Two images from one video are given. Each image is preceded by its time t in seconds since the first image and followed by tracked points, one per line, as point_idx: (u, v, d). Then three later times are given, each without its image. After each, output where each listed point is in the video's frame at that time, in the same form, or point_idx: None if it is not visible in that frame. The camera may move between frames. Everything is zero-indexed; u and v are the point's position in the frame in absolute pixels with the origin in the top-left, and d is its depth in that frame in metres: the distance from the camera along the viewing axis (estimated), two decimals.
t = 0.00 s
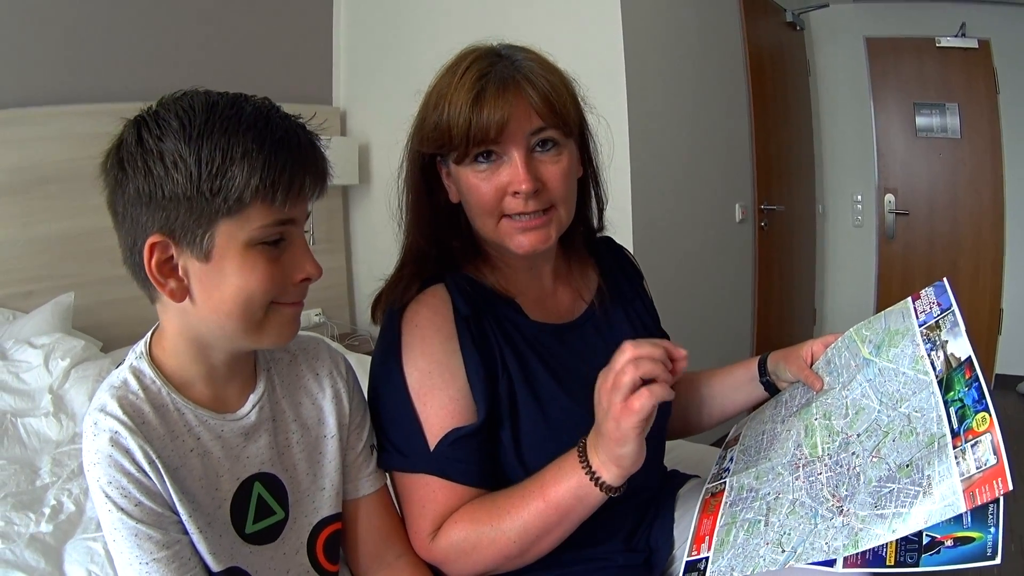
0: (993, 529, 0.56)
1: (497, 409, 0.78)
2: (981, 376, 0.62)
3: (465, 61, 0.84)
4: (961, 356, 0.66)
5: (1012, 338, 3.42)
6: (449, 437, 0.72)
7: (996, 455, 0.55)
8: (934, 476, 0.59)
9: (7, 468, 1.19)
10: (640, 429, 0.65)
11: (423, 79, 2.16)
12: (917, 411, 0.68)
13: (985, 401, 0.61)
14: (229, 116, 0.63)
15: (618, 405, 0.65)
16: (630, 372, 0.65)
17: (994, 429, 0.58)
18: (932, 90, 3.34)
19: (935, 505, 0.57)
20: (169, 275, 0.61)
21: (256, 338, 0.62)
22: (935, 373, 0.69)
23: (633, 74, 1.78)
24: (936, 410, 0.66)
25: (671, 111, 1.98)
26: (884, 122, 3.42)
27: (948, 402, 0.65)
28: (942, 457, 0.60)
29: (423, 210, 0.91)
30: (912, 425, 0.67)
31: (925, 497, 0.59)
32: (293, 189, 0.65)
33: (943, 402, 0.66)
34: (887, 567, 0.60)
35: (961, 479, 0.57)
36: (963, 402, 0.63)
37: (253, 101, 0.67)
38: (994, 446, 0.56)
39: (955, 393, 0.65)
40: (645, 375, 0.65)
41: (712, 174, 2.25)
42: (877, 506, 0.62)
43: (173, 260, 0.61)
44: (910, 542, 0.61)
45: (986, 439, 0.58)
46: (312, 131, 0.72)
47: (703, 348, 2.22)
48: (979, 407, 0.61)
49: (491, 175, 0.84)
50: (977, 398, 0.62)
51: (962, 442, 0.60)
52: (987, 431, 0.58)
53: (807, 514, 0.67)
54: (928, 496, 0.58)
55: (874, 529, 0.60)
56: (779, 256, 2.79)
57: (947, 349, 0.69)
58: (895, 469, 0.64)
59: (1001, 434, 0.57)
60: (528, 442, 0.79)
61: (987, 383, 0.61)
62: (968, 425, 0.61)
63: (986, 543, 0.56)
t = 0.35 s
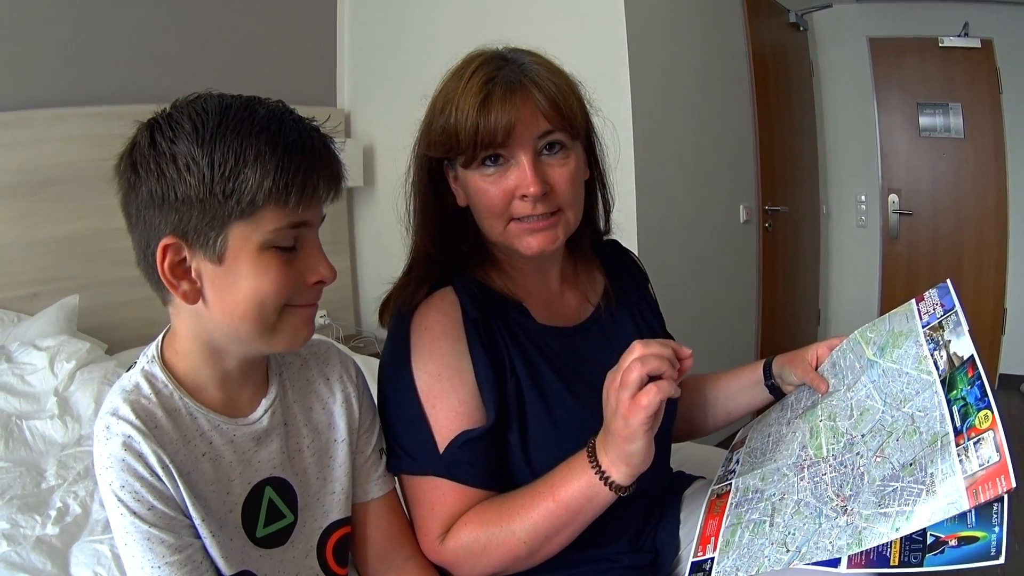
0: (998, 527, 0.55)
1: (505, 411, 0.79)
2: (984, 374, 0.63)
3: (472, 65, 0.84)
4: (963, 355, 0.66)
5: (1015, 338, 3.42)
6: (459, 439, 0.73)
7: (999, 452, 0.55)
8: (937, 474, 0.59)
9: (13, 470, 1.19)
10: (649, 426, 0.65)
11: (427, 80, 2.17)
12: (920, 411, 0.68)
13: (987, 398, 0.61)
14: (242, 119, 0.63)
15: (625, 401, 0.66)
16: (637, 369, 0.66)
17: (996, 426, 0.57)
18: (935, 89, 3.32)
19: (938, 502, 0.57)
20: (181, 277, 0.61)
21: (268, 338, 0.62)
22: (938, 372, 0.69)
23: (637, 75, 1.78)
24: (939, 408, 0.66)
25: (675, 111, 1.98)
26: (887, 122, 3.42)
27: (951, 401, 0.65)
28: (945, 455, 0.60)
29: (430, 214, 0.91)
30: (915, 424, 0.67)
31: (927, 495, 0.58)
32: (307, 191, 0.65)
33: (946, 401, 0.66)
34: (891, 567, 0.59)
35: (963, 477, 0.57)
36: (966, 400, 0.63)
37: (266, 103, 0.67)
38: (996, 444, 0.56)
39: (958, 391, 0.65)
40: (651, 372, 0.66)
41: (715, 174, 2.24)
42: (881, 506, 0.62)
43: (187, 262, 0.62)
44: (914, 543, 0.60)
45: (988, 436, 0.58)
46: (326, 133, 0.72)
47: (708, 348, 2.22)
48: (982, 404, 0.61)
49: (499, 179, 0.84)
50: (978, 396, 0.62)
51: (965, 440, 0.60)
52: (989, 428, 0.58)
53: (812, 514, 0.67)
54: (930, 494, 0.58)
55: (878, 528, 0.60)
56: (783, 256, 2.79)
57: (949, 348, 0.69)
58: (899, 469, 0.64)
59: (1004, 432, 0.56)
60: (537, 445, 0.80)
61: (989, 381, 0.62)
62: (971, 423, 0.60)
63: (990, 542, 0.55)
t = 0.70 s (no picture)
0: (1001, 530, 0.55)
1: (511, 413, 0.79)
2: (987, 378, 0.63)
3: (477, 69, 0.84)
4: (968, 360, 0.67)
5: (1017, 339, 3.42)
6: (466, 441, 0.73)
7: (1002, 456, 0.55)
8: (940, 477, 0.59)
9: (17, 472, 1.19)
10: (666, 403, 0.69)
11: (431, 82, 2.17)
12: (924, 414, 0.68)
13: (990, 403, 0.61)
14: (260, 122, 0.64)
15: (638, 380, 0.70)
16: (654, 346, 0.70)
17: (999, 430, 0.58)
18: (938, 91, 3.35)
19: (941, 505, 0.57)
20: (197, 278, 0.62)
21: (284, 340, 0.63)
22: (943, 376, 0.69)
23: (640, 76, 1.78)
24: (943, 412, 0.66)
25: (678, 112, 1.98)
26: (889, 123, 3.43)
27: (955, 406, 0.65)
28: (948, 458, 0.61)
29: (436, 217, 0.91)
30: (918, 427, 0.67)
31: (930, 497, 0.59)
32: (324, 195, 0.65)
33: (949, 405, 0.66)
34: (893, 568, 0.59)
35: (966, 480, 0.57)
36: (970, 404, 0.63)
37: (283, 107, 0.67)
38: (999, 447, 0.56)
39: (962, 396, 0.65)
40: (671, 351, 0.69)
41: (718, 175, 2.25)
42: (884, 508, 0.62)
43: (203, 263, 0.62)
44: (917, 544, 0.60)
45: (991, 441, 0.58)
46: (342, 136, 0.72)
47: (710, 349, 2.23)
48: (985, 409, 0.61)
49: (505, 182, 0.84)
50: (982, 399, 0.62)
51: (968, 443, 0.60)
52: (992, 431, 0.58)
53: (816, 515, 0.68)
54: (934, 497, 0.58)
55: (881, 530, 0.60)
56: (785, 257, 2.79)
57: (954, 353, 0.69)
58: (901, 471, 0.65)
59: (1006, 436, 0.57)
60: (543, 447, 0.80)
61: (992, 386, 0.62)
62: (974, 427, 0.61)
63: (993, 544, 0.54)
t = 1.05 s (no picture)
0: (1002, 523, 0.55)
1: (511, 412, 0.79)
2: (985, 370, 0.63)
3: (476, 70, 0.84)
4: (965, 352, 0.67)
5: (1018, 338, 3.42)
6: (465, 440, 0.73)
7: (1001, 447, 0.55)
8: (939, 470, 0.60)
9: (19, 472, 1.19)
10: (657, 436, 0.66)
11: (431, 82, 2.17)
12: (923, 408, 0.68)
13: (988, 393, 0.61)
14: (265, 124, 0.64)
15: (633, 413, 0.66)
16: (643, 381, 0.66)
17: (998, 421, 0.58)
18: (938, 90, 3.35)
19: (940, 498, 0.57)
20: (201, 279, 0.62)
21: (287, 341, 0.63)
22: (941, 368, 0.70)
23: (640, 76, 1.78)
24: (942, 405, 0.66)
25: (678, 112, 1.99)
26: (889, 123, 3.43)
27: (954, 398, 0.65)
28: (947, 452, 0.61)
29: (436, 217, 0.91)
30: (917, 421, 0.67)
31: (929, 490, 0.59)
32: (328, 198, 0.65)
33: (948, 397, 0.66)
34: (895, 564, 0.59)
35: (966, 472, 0.57)
36: (967, 396, 0.64)
37: (288, 109, 0.68)
38: (997, 438, 0.56)
39: (960, 388, 0.65)
40: (658, 381, 0.66)
41: (718, 175, 2.25)
42: (884, 502, 0.62)
43: (208, 264, 0.62)
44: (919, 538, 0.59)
45: (989, 432, 0.58)
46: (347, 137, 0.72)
47: (711, 349, 2.23)
48: (982, 400, 0.61)
49: (504, 182, 0.84)
50: (980, 391, 0.62)
51: (967, 436, 0.60)
52: (990, 422, 0.58)
53: (816, 511, 0.68)
54: (933, 490, 0.58)
55: (882, 524, 0.60)
56: (786, 257, 2.79)
57: (952, 345, 0.70)
58: (901, 465, 0.65)
59: (1005, 427, 0.57)
60: (543, 446, 0.80)
61: (990, 376, 0.62)
62: (972, 419, 0.61)
63: (995, 538, 0.54)
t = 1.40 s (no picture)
0: (1002, 523, 0.55)
1: (509, 411, 0.79)
2: (984, 369, 0.63)
3: (473, 69, 0.84)
4: (964, 350, 0.67)
5: (1018, 338, 3.42)
6: (463, 440, 0.73)
7: (1000, 446, 0.55)
8: (938, 468, 0.60)
9: (18, 472, 1.20)
10: (654, 435, 0.66)
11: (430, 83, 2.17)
12: (922, 406, 0.68)
13: (987, 392, 0.61)
14: (258, 123, 0.64)
15: (631, 413, 0.66)
16: (642, 381, 0.66)
17: (997, 420, 0.58)
18: (937, 89, 3.35)
19: (939, 496, 0.57)
20: (197, 280, 0.62)
21: (283, 340, 0.63)
22: (939, 367, 0.70)
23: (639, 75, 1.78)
24: (941, 403, 0.66)
25: (677, 111, 1.98)
26: (888, 122, 3.43)
27: (952, 397, 0.66)
28: (946, 450, 0.61)
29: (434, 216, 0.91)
30: (916, 419, 0.67)
31: (928, 489, 0.59)
32: (323, 198, 0.65)
33: (947, 396, 0.66)
34: (894, 563, 0.59)
35: (964, 471, 0.57)
36: (966, 395, 0.64)
37: (283, 107, 0.68)
38: (996, 437, 0.57)
39: (959, 386, 0.65)
40: (656, 383, 0.66)
41: (717, 174, 2.25)
42: (883, 501, 0.62)
43: (203, 265, 0.62)
44: (917, 538, 0.60)
45: (988, 431, 0.58)
46: (342, 136, 0.72)
47: (711, 347, 2.22)
48: (982, 399, 0.61)
49: (501, 181, 0.84)
50: (979, 389, 0.62)
51: (965, 435, 0.60)
52: (989, 420, 0.58)
53: (815, 510, 0.68)
54: (932, 489, 0.59)
55: (881, 523, 0.60)
56: (785, 257, 2.79)
57: (952, 344, 0.70)
58: (900, 463, 0.65)
59: (1005, 426, 0.57)
60: (541, 445, 0.80)
61: (990, 374, 0.62)
62: (971, 418, 0.61)
63: (994, 538, 0.54)
